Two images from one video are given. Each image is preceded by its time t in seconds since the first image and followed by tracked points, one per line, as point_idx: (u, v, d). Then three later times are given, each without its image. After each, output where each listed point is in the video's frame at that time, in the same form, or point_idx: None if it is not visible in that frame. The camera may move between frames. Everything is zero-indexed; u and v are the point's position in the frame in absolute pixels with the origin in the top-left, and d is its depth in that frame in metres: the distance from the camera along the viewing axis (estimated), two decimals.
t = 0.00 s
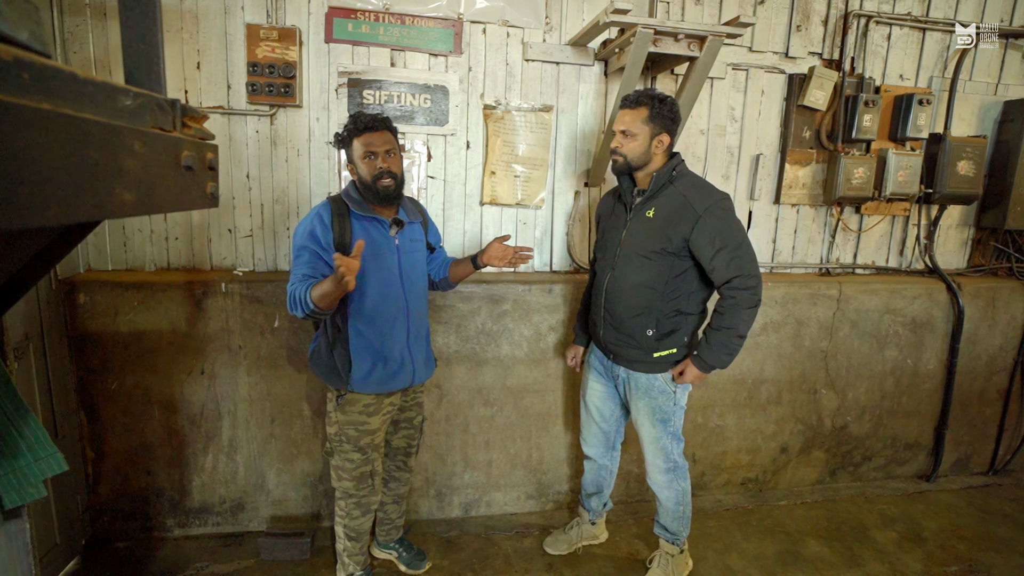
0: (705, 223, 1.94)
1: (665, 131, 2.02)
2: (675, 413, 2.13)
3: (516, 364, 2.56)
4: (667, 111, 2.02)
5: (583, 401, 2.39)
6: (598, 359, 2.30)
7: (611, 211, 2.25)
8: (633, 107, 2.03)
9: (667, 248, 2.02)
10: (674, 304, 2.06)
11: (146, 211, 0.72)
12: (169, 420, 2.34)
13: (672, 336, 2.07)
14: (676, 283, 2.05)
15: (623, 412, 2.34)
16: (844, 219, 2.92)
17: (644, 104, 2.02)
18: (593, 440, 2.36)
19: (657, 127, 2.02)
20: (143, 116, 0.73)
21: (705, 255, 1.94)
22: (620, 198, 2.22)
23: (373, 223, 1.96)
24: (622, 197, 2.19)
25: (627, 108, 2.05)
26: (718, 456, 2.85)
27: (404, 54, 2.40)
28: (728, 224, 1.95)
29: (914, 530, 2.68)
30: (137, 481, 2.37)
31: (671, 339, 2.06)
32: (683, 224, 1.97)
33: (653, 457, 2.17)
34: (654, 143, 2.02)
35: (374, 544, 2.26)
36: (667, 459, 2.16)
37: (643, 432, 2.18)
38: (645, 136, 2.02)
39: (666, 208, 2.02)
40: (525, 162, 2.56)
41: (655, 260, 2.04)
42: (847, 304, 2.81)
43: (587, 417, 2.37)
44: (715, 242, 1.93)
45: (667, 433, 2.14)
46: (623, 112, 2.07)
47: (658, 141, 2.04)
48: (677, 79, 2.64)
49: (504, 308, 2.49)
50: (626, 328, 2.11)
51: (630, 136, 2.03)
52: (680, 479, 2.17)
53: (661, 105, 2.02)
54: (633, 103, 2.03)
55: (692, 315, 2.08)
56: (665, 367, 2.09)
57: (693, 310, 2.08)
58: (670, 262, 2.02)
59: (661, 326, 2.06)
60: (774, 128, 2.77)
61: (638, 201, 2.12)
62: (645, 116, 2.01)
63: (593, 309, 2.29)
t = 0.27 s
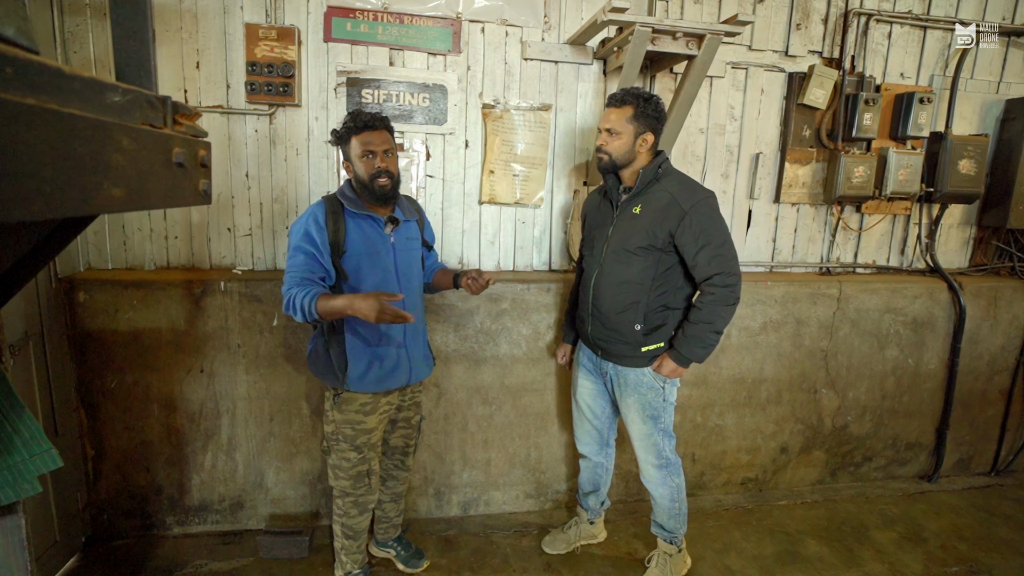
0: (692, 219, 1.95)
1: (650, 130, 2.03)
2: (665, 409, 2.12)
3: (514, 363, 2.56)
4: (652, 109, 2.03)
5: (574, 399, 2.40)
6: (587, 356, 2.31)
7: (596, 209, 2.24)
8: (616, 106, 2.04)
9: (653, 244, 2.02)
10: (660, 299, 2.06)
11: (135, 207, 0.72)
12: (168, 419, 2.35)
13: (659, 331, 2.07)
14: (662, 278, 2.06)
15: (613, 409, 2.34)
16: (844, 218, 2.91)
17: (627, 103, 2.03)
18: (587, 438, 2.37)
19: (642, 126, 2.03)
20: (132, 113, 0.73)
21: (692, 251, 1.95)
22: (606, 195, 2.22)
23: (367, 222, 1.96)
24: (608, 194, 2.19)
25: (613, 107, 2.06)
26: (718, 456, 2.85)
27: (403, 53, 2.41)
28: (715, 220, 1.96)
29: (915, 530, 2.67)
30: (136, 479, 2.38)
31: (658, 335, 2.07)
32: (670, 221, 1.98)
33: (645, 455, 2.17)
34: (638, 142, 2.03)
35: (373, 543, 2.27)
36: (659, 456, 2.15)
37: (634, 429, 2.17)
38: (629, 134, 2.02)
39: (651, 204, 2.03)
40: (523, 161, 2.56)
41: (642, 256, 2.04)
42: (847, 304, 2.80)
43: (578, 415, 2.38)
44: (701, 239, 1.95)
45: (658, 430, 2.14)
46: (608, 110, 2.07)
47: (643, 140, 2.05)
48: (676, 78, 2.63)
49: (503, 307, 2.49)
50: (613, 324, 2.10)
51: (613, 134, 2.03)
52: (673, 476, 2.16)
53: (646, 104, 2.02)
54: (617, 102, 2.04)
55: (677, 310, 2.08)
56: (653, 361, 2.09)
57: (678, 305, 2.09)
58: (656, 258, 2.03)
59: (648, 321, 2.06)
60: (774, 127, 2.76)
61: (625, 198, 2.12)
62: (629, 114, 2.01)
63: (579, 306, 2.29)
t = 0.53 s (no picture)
0: (684, 219, 1.96)
1: (642, 128, 2.02)
2: (657, 403, 2.13)
3: (516, 362, 2.56)
4: (644, 109, 2.02)
5: (569, 397, 2.40)
6: (579, 354, 2.31)
7: (588, 206, 2.24)
8: (609, 105, 2.03)
9: (645, 243, 2.02)
10: (651, 297, 2.07)
11: (128, 203, 0.72)
12: (171, 416, 2.36)
13: (650, 328, 2.08)
14: (653, 277, 2.07)
15: (607, 405, 2.34)
16: (849, 217, 2.89)
17: (620, 102, 2.02)
18: (585, 435, 2.36)
19: (633, 124, 2.01)
20: (125, 109, 0.73)
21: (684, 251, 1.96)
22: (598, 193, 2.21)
23: (364, 220, 1.97)
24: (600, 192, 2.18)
25: (605, 105, 2.05)
26: (721, 456, 2.83)
27: (405, 52, 2.41)
28: (706, 220, 1.97)
29: (920, 532, 2.64)
30: (140, 476, 2.39)
31: (649, 333, 2.08)
32: (662, 220, 1.98)
33: (643, 450, 2.16)
34: (631, 141, 2.02)
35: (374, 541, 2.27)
36: (656, 449, 2.15)
37: (629, 424, 2.16)
38: (622, 132, 2.01)
39: (643, 204, 2.02)
40: (525, 159, 2.56)
41: (634, 255, 2.04)
42: (852, 303, 2.78)
43: (574, 413, 2.37)
44: (694, 239, 1.95)
45: (654, 423, 2.13)
46: (601, 109, 2.06)
47: (635, 138, 2.03)
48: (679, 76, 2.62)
49: (504, 306, 2.49)
50: (605, 321, 2.11)
51: (606, 133, 2.02)
52: (672, 469, 2.15)
53: (638, 103, 2.01)
54: (609, 101, 2.03)
55: (668, 308, 2.09)
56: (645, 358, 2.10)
57: (669, 303, 2.10)
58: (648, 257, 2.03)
59: (640, 318, 2.07)
60: (778, 125, 2.74)
61: (617, 197, 2.11)
62: (621, 114, 2.00)
63: (571, 303, 2.28)
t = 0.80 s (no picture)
0: (682, 224, 1.95)
1: (644, 131, 2.01)
2: (652, 404, 2.11)
3: (522, 361, 2.55)
4: (648, 111, 2.00)
5: (565, 393, 2.40)
6: (575, 351, 2.30)
7: (587, 203, 2.22)
8: (612, 105, 2.02)
9: (643, 245, 2.02)
10: (646, 299, 2.07)
11: (124, 199, 0.73)
12: (180, 413, 2.38)
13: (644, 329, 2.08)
14: (649, 279, 2.06)
15: (600, 401, 2.34)
16: (860, 216, 2.85)
17: (623, 103, 2.00)
18: (583, 431, 2.36)
19: (636, 126, 2.00)
20: (120, 105, 0.74)
21: (683, 256, 1.95)
22: (597, 190, 2.20)
23: (367, 218, 1.97)
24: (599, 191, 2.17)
25: (608, 105, 2.03)
26: (729, 457, 2.80)
27: (411, 51, 2.41)
28: (704, 226, 1.96)
29: (933, 536, 2.60)
30: (149, 472, 2.42)
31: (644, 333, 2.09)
32: (660, 224, 1.98)
33: (640, 450, 2.16)
34: (632, 142, 2.01)
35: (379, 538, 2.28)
36: (653, 450, 2.15)
37: (625, 423, 2.17)
38: (623, 134, 2.00)
39: (642, 205, 2.01)
40: (532, 158, 2.55)
41: (632, 257, 2.04)
42: (863, 303, 2.74)
43: (572, 409, 2.37)
44: (693, 245, 1.94)
45: (649, 422, 2.12)
46: (603, 109, 2.04)
47: (637, 140, 2.03)
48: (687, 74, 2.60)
49: (510, 305, 2.49)
50: (600, 320, 2.10)
51: (607, 134, 2.01)
52: (670, 467, 2.16)
53: (642, 105, 1.99)
54: (612, 101, 2.02)
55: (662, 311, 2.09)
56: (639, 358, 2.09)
57: (663, 305, 2.09)
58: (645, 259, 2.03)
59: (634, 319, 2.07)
60: (787, 123, 2.71)
61: (616, 197, 2.10)
62: (624, 115, 1.99)
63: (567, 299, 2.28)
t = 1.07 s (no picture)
0: (679, 230, 1.93)
1: (649, 136, 1.99)
2: (649, 405, 2.10)
3: (527, 361, 2.54)
4: (656, 116, 1.97)
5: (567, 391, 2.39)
6: (574, 348, 2.28)
7: (588, 202, 2.21)
8: (616, 108, 1.99)
9: (642, 248, 2.00)
10: (642, 301, 2.06)
11: (119, 195, 0.74)
12: (188, 410, 2.41)
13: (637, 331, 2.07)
14: (646, 282, 2.05)
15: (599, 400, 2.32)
16: (872, 216, 2.81)
17: (629, 106, 1.97)
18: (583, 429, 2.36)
19: (641, 132, 1.99)
20: (118, 102, 0.75)
21: (681, 262, 1.93)
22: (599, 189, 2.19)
23: (376, 216, 1.99)
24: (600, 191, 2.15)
25: (614, 107, 2.00)
26: (736, 459, 2.78)
27: (418, 50, 2.42)
28: (699, 233, 1.94)
29: (945, 541, 2.55)
30: (158, 468, 2.44)
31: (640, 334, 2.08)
32: (658, 228, 1.96)
33: (638, 450, 2.15)
34: (636, 147, 1.99)
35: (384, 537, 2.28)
36: (652, 451, 2.13)
37: (622, 422, 2.15)
38: (628, 137, 1.98)
39: (641, 208, 2.00)
40: (538, 157, 2.55)
41: (630, 259, 2.02)
42: (875, 304, 2.70)
43: (573, 407, 2.36)
44: (687, 252, 1.93)
45: (647, 422, 2.11)
46: (609, 110, 2.01)
47: (642, 145, 2.02)
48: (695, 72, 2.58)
49: (516, 304, 2.48)
50: (596, 319, 2.10)
51: (612, 137, 1.99)
52: (670, 469, 2.15)
53: (650, 111, 1.97)
54: (618, 103, 1.99)
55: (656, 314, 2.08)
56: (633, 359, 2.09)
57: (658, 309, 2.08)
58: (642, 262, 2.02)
59: (630, 320, 2.07)
60: (797, 121, 2.68)
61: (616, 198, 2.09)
62: (631, 119, 1.97)
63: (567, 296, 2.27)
